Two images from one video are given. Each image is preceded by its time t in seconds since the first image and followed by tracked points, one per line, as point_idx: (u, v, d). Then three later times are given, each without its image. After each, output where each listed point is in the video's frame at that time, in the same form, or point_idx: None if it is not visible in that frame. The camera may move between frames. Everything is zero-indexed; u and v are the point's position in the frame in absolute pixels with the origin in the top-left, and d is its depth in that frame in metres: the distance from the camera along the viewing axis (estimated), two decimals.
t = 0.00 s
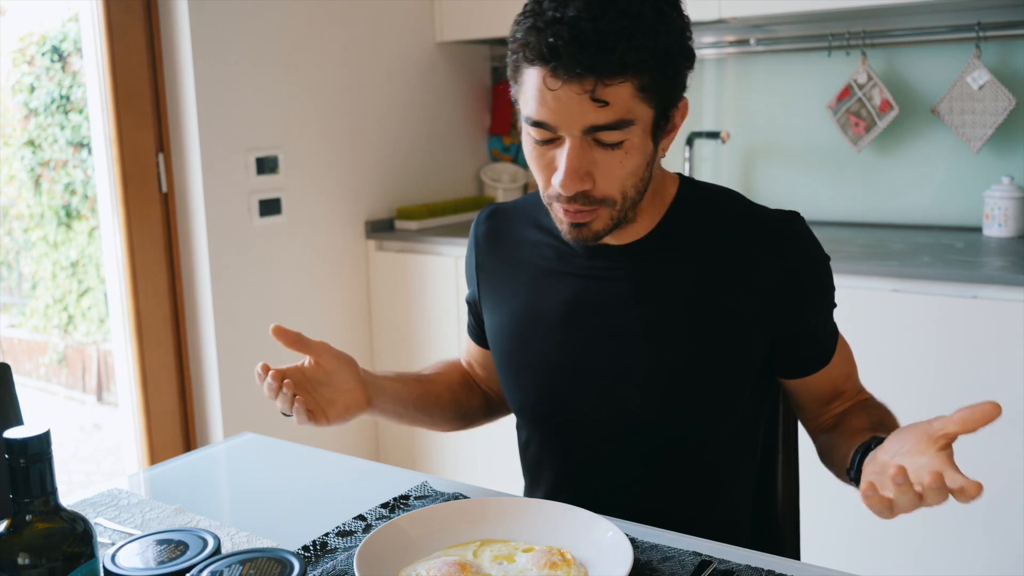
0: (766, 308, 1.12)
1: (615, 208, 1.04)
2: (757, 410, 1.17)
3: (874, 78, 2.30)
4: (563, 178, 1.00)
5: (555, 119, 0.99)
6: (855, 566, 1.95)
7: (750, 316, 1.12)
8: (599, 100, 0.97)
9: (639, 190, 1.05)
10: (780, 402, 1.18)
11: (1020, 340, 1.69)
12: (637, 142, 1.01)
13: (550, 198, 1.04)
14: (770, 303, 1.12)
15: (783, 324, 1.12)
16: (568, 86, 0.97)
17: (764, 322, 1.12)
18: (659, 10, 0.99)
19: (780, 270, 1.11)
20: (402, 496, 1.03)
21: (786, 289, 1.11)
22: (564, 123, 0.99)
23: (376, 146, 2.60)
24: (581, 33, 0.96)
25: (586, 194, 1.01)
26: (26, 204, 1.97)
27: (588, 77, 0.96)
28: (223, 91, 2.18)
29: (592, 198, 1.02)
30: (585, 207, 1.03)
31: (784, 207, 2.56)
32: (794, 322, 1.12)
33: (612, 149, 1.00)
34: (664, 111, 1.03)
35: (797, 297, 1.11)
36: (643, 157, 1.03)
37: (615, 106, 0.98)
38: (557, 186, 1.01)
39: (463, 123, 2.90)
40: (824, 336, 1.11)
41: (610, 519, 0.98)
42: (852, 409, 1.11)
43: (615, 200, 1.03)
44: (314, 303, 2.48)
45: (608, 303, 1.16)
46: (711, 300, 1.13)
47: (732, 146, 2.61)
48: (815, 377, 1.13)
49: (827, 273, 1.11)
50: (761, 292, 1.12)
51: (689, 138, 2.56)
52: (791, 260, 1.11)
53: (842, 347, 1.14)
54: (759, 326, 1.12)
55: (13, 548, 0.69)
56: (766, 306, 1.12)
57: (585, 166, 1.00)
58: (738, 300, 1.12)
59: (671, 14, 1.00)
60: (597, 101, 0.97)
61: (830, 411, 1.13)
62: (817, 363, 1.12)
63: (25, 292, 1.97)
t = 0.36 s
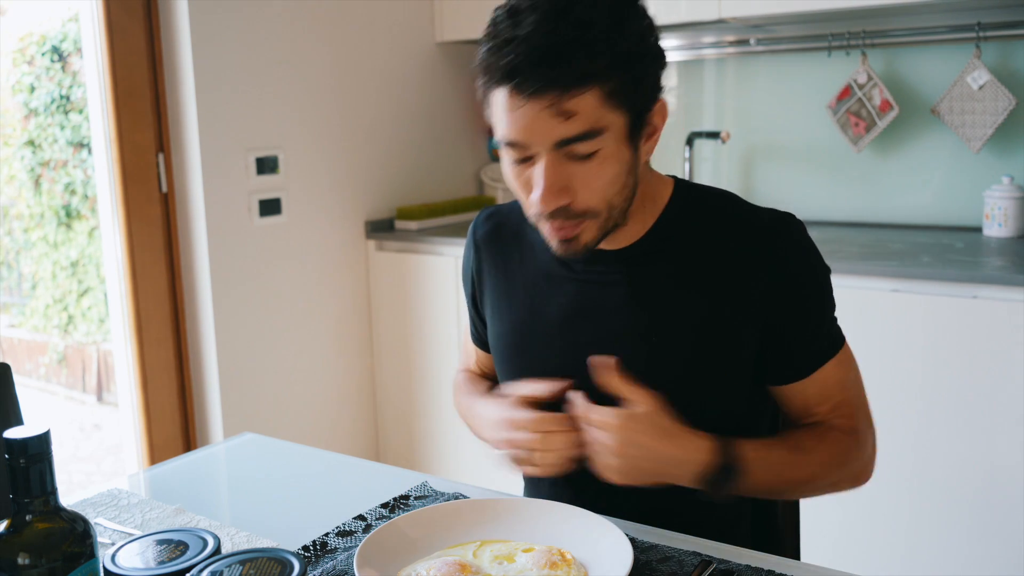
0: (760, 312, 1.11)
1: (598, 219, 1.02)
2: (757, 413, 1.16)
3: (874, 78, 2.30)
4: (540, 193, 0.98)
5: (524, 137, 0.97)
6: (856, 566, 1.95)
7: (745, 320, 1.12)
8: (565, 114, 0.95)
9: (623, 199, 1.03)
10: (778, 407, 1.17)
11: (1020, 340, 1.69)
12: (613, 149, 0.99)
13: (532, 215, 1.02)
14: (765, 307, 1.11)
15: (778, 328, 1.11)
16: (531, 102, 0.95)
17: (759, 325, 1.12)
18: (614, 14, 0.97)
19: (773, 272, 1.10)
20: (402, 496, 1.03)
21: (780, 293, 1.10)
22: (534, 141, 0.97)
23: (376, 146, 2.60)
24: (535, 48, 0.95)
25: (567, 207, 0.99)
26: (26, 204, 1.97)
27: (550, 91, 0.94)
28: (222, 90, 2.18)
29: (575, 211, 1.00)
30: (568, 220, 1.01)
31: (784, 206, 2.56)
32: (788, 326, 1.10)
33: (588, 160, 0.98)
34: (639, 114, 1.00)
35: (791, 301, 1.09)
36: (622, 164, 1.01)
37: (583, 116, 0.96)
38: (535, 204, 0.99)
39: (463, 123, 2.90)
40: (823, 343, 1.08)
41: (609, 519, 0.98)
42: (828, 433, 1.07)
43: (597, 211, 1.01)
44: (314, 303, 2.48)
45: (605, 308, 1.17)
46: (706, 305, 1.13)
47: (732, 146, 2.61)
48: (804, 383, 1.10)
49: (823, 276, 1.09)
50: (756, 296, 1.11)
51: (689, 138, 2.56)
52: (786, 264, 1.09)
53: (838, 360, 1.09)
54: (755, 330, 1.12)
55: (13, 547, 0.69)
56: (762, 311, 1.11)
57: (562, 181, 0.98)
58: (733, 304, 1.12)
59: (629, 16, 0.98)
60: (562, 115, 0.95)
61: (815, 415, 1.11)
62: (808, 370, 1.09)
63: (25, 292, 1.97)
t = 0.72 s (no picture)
0: (751, 310, 1.11)
1: (580, 220, 1.06)
2: (756, 411, 1.17)
3: (874, 78, 2.30)
4: (520, 200, 1.02)
5: (502, 146, 1.01)
6: (856, 566, 1.95)
7: (736, 318, 1.12)
8: (537, 122, 0.99)
9: (605, 200, 1.06)
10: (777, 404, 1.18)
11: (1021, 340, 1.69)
12: (590, 153, 1.03)
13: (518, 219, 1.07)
14: (756, 306, 1.11)
15: (769, 326, 1.11)
16: (506, 112, 0.99)
17: (751, 324, 1.12)
18: (585, 21, 1.00)
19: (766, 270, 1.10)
20: (402, 496, 1.03)
21: (769, 292, 1.10)
22: (511, 149, 1.01)
23: (376, 146, 2.60)
24: (507, 60, 0.99)
25: (548, 211, 1.04)
26: (26, 204, 1.97)
27: (522, 101, 0.98)
28: (222, 90, 2.18)
29: (557, 215, 1.04)
30: (551, 223, 1.05)
31: (784, 207, 2.56)
32: (779, 324, 1.10)
33: (566, 165, 1.02)
34: (615, 117, 1.04)
35: (780, 299, 1.09)
36: (600, 167, 1.04)
37: (556, 123, 1.00)
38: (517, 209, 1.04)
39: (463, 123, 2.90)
40: (814, 345, 1.08)
41: (609, 519, 0.98)
42: (831, 438, 1.09)
43: (579, 213, 1.05)
44: (314, 302, 2.48)
45: (597, 308, 1.17)
46: (697, 304, 1.13)
47: (732, 146, 2.61)
48: (800, 386, 1.11)
49: (812, 276, 1.09)
50: (746, 294, 1.11)
51: (689, 138, 2.56)
52: (775, 262, 1.10)
53: (840, 363, 1.08)
54: (747, 329, 1.12)
55: (13, 547, 0.69)
56: (752, 309, 1.11)
57: (541, 186, 1.02)
58: (724, 303, 1.12)
59: (601, 23, 1.01)
60: (535, 123, 0.99)
61: (815, 419, 1.12)
62: (802, 371, 1.09)
63: (25, 292, 1.97)
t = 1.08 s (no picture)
0: (749, 309, 1.11)
1: (582, 215, 1.06)
2: (754, 410, 1.17)
3: (874, 78, 2.30)
4: (524, 194, 1.02)
5: (506, 140, 1.01)
6: (857, 566, 1.95)
7: (735, 316, 1.12)
8: (542, 115, 0.99)
9: (606, 194, 1.07)
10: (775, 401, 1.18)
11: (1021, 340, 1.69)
12: (594, 147, 1.03)
13: (521, 213, 1.07)
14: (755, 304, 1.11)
15: (767, 325, 1.11)
16: (510, 105, 0.99)
17: (749, 323, 1.12)
18: (588, 15, 1.00)
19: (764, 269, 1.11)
20: (402, 496, 1.03)
21: (768, 289, 1.10)
22: (515, 143, 1.01)
23: (376, 146, 2.60)
24: (511, 53, 0.99)
25: (551, 205, 1.04)
26: (26, 204, 1.97)
27: (527, 94, 0.98)
28: (222, 90, 2.18)
29: (560, 209, 1.04)
30: (553, 217, 1.05)
31: (784, 207, 2.56)
32: (777, 322, 1.10)
33: (568, 159, 1.02)
34: (617, 110, 1.04)
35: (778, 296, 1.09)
36: (602, 161, 1.05)
37: (560, 117, 1.00)
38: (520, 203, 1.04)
39: (463, 122, 2.90)
40: (811, 343, 1.08)
41: (609, 519, 0.98)
42: (826, 438, 1.08)
43: (581, 207, 1.05)
44: (314, 303, 2.48)
45: (596, 308, 1.17)
46: (696, 302, 1.13)
47: (732, 146, 2.61)
48: (796, 385, 1.10)
49: (810, 273, 1.09)
50: (745, 292, 1.11)
51: (689, 138, 2.56)
52: (773, 261, 1.10)
53: (835, 362, 1.08)
54: (745, 327, 1.12)
55: (13, 548, 0.69)
56: (751, 307, 1.11)
57: (545, 179, 1.02)
58: (722, 302, 1.12)
59: (603, 16, 1.01)
60: (539, 116, 0.99)
61: (809, 418, 1.11)
62: (799, 370, 1.09)
63: (25, 292, 1.97)
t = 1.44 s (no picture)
0: (751, 309, 1.12)
1: (582, 216, 1.06)
2: (755, 410, 1.17)
3: (874, 78, 2.30)
4: (524, 192, 1.02)
5: (507, 137, 1.01)
6: (856, 566, 1.95)
7: (737, 316, 1.12)
8: (543, 113, 0.99)
9: (607, 196, 1.07)
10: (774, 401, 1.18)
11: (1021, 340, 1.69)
12: (595, 147, 1.03)
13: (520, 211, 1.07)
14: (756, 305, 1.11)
15: (769, 325, 1.11)
16: (513, 103, 0.99)
17: (751, 322, 1.12)
18: (594, 15, 1.00)
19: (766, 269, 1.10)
20: (402, 496, 1.03)
21: (769, 289, 1.10)
22: (516, 140, 1.01)
23: (376, 145, 2.60)
24: (515, 51, 0.99)
25: (551, 204, 1.04)
26: (26, 204, 1.97)
27: (530, 92, 0.98)
28: (222, 90, 2.18)
29: (560, 208, 1.04)
30: (552, 217, 1.05)
31: (784, 207, 2.56)
32: (779, 322, 1.10)
33: (569, 158, 1.02)
34: (620, 112, 1.04)
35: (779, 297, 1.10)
36: (603, 162, 1.05)
37: (562, 116, 1.00)
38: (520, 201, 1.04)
39: (463, 122, 2.90)
40: (813, 344, 1.08)
41: (609, 519, 0.98)
42: (826, 440, 1.08)
43: (581, 207, 1.05)
44: (314, 303, 2.48)
45: (595, 309, 1.17)
46: (697, 302, 1.13)
47: (732, 146, 2.61)
48: (798, 386, 1.10)
49: (812, 274, 1.10)
50: (746, 292, 1.11)
51: (689, 138, 2.56)
52: (775, 261, 1.10)
53: (837, 363, 1.08)
54: (747, 327, 1.12)
55: (12, 547, 0.69)
56: (752, 307, 1.11)
57: (544, 178, 1.02)
58: (723, 302, 1.12)
59: (609, 18, 1.01)
60: (541, 114, 0.99)
61: (810, 420, 1.11)
62: (800, 370, 1.09)
63: (25, 292, 1.97)
